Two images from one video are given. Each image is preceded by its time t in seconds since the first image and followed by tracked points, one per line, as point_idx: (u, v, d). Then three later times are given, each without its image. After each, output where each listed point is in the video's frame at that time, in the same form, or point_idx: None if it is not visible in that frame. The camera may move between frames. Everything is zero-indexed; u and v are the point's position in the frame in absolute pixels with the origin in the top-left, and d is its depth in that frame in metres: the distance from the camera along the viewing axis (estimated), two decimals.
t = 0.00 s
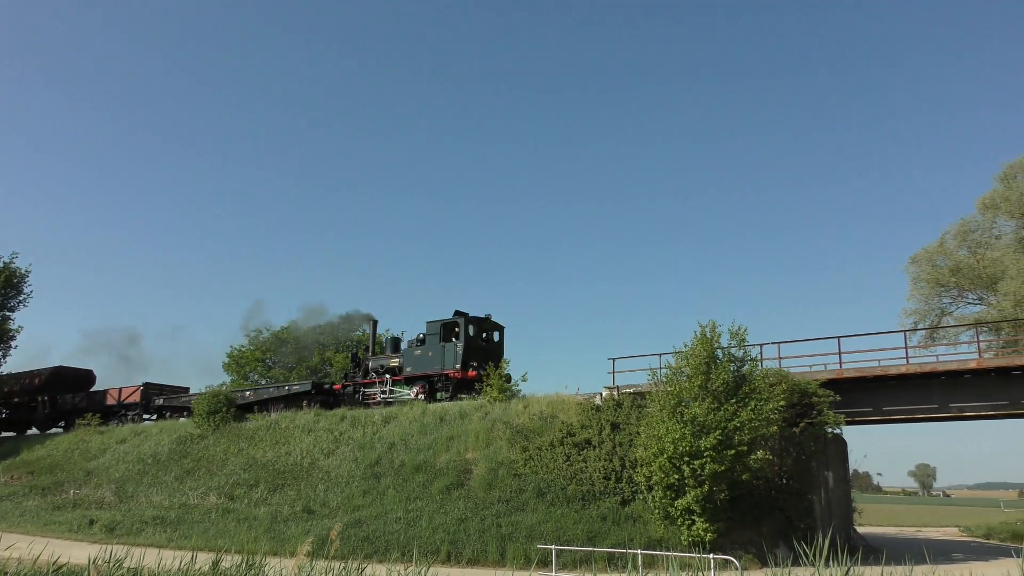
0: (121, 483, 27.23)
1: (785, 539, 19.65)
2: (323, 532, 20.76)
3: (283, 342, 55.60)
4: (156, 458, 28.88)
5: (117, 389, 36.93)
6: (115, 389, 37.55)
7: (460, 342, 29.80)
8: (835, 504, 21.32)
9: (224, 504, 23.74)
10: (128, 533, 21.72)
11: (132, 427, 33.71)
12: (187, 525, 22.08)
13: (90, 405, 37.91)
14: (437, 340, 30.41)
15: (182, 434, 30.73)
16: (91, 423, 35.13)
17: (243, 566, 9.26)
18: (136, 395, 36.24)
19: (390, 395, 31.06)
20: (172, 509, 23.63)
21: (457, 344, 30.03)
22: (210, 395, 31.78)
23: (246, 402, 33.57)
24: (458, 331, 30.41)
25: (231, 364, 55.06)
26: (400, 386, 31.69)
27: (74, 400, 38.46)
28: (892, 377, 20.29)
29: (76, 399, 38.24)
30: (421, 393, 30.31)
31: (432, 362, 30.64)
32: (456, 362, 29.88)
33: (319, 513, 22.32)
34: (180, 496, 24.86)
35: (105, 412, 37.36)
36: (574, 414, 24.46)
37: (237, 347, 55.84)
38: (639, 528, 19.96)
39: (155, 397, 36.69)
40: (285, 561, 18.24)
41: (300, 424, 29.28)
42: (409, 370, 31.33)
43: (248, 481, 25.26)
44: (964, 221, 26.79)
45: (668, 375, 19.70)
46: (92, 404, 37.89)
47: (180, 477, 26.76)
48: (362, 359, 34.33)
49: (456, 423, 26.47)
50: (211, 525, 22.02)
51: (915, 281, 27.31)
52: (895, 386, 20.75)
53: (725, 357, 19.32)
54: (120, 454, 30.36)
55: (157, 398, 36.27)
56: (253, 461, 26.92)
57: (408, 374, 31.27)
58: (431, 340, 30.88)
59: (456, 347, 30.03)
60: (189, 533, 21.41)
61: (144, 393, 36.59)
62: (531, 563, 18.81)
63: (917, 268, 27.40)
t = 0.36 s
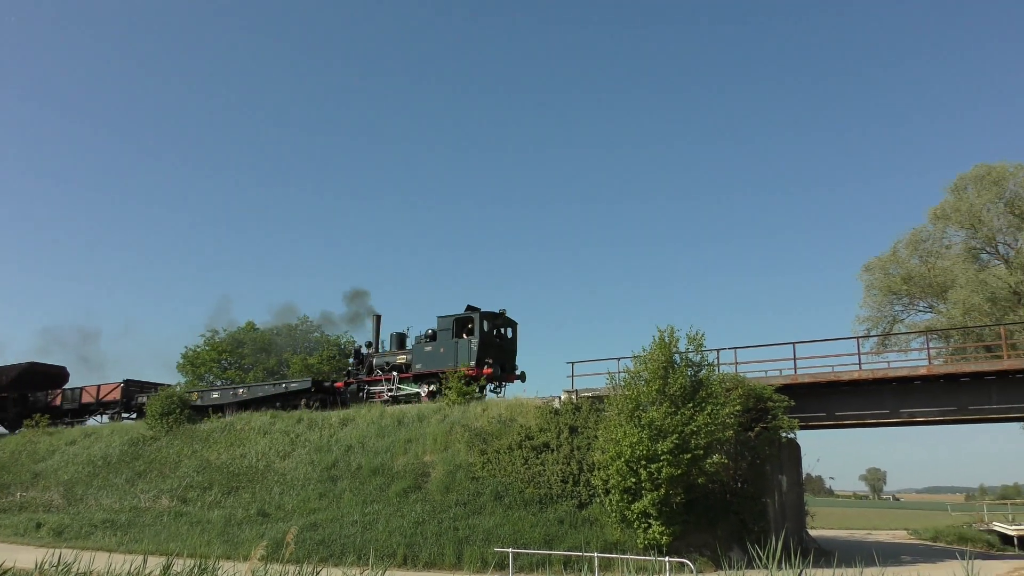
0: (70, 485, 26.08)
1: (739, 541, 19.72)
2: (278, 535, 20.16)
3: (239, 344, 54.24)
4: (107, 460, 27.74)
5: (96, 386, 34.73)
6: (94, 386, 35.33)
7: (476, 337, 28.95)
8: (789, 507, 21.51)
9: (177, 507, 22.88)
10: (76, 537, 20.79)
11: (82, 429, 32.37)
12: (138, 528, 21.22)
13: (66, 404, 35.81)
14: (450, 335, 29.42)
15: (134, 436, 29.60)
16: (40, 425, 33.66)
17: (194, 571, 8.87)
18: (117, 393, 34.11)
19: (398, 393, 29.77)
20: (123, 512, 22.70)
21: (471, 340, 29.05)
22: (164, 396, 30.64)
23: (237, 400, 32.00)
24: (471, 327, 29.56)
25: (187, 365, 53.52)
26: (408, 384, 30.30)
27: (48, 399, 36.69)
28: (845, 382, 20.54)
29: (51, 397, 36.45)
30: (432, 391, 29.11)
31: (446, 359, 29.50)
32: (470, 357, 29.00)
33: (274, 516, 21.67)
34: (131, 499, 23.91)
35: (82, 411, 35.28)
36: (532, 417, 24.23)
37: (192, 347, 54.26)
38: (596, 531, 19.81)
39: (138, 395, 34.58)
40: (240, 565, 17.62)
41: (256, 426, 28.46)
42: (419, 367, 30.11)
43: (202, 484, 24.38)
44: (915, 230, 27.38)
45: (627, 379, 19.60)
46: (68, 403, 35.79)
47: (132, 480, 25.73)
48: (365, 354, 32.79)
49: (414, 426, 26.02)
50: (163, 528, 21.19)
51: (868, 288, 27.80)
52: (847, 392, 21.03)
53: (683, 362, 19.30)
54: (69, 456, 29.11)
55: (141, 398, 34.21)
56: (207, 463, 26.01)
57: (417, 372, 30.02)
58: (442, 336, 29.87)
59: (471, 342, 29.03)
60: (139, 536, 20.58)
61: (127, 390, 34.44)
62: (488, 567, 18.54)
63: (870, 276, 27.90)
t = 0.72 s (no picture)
0: (7, 485, 24.69)
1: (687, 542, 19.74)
2: (224, 536, 19.41)
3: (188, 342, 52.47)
4: (46, 460, 26.36)
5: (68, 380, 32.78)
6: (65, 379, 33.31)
7: (490, 332, 27.26)
8: (736, 507, 21.67)
9: (119, 508, 21.84)
10: (11, 539, 19.68)
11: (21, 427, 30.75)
12: (79, 529, 20.20)
13: (33, 399, 33.69)
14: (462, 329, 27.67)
15: (75, 435, 28.20)
16: None
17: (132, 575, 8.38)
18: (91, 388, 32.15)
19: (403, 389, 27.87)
20: (61, 513, 21.57)
21: (484, 335, 27.27)
22: (107, 393, 29.27)
23: (226, 396, 30.35)
24: (484, 321, 27.84)
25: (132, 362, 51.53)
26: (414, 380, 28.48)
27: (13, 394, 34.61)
28: (792, 385, 20.78)
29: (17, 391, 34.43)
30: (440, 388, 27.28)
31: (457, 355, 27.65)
32: (482, 353, 27.20)
33: (220, 517, 20.85)
34: (71, 500, 22.74)
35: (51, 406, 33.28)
36: (484, 418, 23.85)
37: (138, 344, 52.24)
38: (545, 532, 19.57)
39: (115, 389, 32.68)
40: (185, 567, 16.88)
41: (203, 425, 27.40)
42: (427, 363, 28.23)
43: (146, 484, 23.30)
44: (861, 238, 27.94)
45: (578, 380, 19.44)
46: (34, 398, 33.69)
47: (73, 479, 24.47)
48: (367, 347, 30.88)
49: (364, 426, 25.41)
50: (105, 529, 20.19)
51: (816, 294, 28.30)
52: (794, 395, 21.32)
53: (634, 364, 19.22)
54: (6, 455, 27.60)
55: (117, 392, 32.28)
56: (151, 463, 24.87)
57: (424, 368, 28.14)
58: (452, 329, 28.12)
59: (484, 337, 27.22)
60: (79, 538, 19.59)
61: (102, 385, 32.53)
62: (437, 568, 18.19)
63: (817, 281, 28.40)
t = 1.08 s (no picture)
0: None
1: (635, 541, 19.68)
2: (167, 536, 18.58)
3: (132, 336, 50.53)
4: None
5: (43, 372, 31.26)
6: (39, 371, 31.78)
7: (508, 325, 25.74)
8: (683, 507, 21.76)
9: (57, 508, 20.68)
10: None
11: None
12: (13, 530, 19.02)
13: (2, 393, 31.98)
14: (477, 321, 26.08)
15: (9, 433, 26.71)
16: None
17: None
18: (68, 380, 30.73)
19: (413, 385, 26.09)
20: None
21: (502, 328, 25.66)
22: (46, 391, 27.88)
23: (218, 390, 28.71)
24: (500, 314, 26.29)
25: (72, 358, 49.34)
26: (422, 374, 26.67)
27: None
28: (739, 387, 21.00)
29: None
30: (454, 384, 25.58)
31: (472, 349, 25.94)
32: (500, 347, 25.60)
33: (163, 517, 19.95)
34: (5, 500, 21.43)
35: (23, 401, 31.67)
36: (435, 417, 23.39)
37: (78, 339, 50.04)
38: (495, 531, 19.31)
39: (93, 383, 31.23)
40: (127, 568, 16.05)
41: (146, 424, 26.24)
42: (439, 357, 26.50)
43: (86, 483, 22.11)
44: (808, 243, 28.46)
45: (529, 380, 19.23)
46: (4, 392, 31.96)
47: (8, 478, 23.07)
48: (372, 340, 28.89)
49: (313, 425, 24.69)
50: (41, 529, 19.10)
51: (763, 297, 28.75)
52: (741, 396, 21.56)
53: (585, 365, 19.09)
54: None
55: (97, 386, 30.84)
56: (92, 462, 23.63)
57: (436, 362, 26.38)
58: (466, 322, 26.48)
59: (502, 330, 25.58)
60: (13, 539, 18.44)
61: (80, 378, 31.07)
62: (385, 569, 17.78)
63: (765, 285, 28.84)
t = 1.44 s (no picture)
0: None
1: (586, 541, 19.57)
2: (110, 537, 17.82)
3: (77, 329, 48.50)
4: None
5: (25, 365, 30.10)
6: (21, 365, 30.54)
7: (533, 318, 24.43)
8: (634, 506, 21.78)
9: None
10: None
11: None
12: None
13: None
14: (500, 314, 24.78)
15: None
16: None
17: None
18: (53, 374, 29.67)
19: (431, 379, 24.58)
20: None
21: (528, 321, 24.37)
22: None
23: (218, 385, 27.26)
24: (525, 307, 25.04)
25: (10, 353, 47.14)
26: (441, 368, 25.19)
27: None
28: (690, 388, 21.16)
29: None
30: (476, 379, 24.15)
31: (497, 342, 24.53)
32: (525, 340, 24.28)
33: (107, 518, 19.11)
34: None
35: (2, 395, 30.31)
36: (387, 417, 22.93)
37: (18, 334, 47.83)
38: (446, 531, 18.98)
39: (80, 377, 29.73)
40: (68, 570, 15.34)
41: (91, 421, 25.11)
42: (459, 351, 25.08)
43: (26, 482, 20.96)
44: (759, 247, 28.91)
45: (482, 380, 19.01)
46: None
47: None
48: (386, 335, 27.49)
49: (264, 424, 23.96)
50: None
51: (715, 299, 29.13)
52: (692, 397, 21.74)
53: (539, 365, 18.93)
54: None
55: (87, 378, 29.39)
56: (32, 461, 22.44)
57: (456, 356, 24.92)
58: (488, 315, 25.19)
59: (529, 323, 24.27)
60: None
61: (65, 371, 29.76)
62: (335, 569, 17.37)
63: (717, 288, 29.22)
